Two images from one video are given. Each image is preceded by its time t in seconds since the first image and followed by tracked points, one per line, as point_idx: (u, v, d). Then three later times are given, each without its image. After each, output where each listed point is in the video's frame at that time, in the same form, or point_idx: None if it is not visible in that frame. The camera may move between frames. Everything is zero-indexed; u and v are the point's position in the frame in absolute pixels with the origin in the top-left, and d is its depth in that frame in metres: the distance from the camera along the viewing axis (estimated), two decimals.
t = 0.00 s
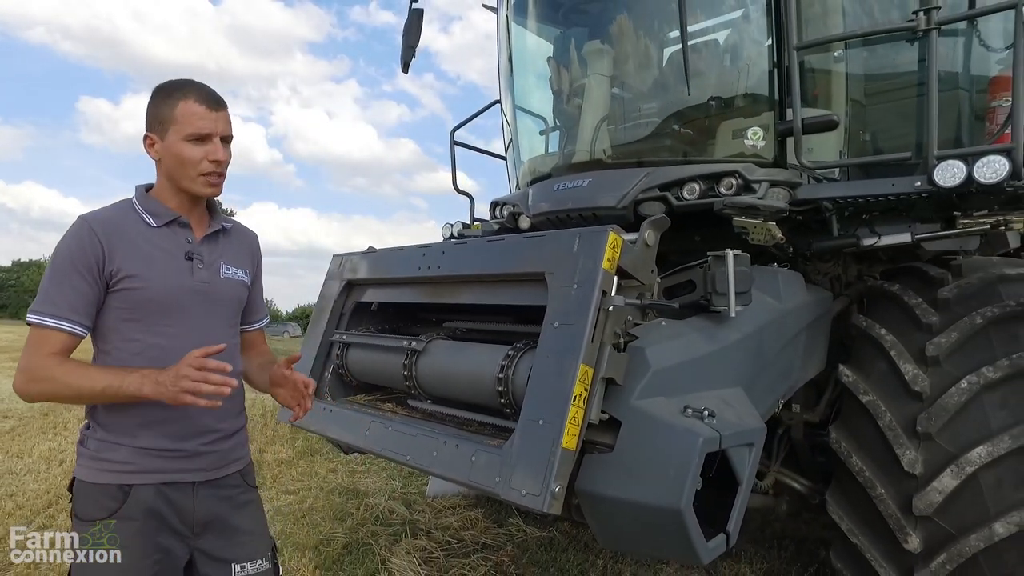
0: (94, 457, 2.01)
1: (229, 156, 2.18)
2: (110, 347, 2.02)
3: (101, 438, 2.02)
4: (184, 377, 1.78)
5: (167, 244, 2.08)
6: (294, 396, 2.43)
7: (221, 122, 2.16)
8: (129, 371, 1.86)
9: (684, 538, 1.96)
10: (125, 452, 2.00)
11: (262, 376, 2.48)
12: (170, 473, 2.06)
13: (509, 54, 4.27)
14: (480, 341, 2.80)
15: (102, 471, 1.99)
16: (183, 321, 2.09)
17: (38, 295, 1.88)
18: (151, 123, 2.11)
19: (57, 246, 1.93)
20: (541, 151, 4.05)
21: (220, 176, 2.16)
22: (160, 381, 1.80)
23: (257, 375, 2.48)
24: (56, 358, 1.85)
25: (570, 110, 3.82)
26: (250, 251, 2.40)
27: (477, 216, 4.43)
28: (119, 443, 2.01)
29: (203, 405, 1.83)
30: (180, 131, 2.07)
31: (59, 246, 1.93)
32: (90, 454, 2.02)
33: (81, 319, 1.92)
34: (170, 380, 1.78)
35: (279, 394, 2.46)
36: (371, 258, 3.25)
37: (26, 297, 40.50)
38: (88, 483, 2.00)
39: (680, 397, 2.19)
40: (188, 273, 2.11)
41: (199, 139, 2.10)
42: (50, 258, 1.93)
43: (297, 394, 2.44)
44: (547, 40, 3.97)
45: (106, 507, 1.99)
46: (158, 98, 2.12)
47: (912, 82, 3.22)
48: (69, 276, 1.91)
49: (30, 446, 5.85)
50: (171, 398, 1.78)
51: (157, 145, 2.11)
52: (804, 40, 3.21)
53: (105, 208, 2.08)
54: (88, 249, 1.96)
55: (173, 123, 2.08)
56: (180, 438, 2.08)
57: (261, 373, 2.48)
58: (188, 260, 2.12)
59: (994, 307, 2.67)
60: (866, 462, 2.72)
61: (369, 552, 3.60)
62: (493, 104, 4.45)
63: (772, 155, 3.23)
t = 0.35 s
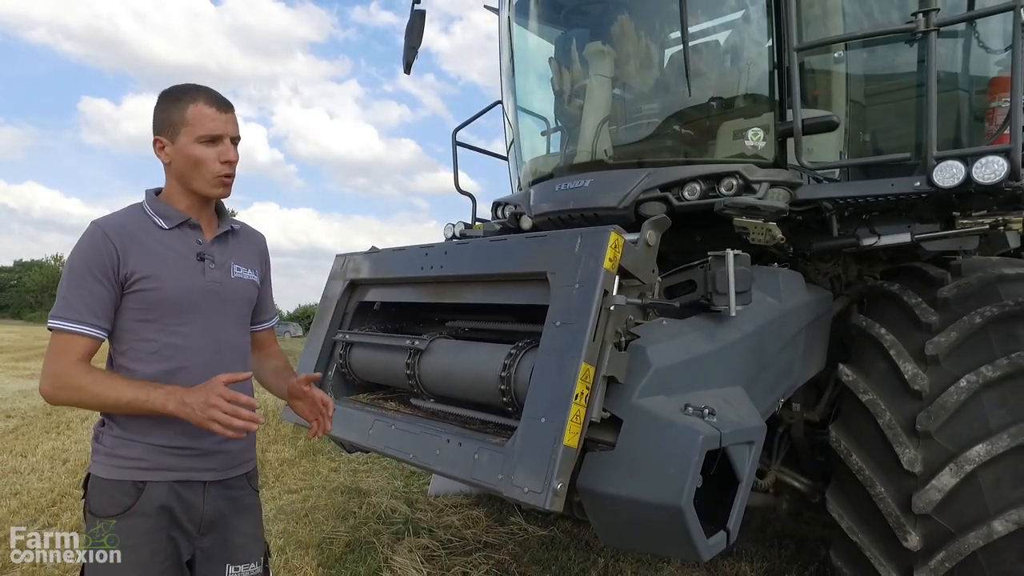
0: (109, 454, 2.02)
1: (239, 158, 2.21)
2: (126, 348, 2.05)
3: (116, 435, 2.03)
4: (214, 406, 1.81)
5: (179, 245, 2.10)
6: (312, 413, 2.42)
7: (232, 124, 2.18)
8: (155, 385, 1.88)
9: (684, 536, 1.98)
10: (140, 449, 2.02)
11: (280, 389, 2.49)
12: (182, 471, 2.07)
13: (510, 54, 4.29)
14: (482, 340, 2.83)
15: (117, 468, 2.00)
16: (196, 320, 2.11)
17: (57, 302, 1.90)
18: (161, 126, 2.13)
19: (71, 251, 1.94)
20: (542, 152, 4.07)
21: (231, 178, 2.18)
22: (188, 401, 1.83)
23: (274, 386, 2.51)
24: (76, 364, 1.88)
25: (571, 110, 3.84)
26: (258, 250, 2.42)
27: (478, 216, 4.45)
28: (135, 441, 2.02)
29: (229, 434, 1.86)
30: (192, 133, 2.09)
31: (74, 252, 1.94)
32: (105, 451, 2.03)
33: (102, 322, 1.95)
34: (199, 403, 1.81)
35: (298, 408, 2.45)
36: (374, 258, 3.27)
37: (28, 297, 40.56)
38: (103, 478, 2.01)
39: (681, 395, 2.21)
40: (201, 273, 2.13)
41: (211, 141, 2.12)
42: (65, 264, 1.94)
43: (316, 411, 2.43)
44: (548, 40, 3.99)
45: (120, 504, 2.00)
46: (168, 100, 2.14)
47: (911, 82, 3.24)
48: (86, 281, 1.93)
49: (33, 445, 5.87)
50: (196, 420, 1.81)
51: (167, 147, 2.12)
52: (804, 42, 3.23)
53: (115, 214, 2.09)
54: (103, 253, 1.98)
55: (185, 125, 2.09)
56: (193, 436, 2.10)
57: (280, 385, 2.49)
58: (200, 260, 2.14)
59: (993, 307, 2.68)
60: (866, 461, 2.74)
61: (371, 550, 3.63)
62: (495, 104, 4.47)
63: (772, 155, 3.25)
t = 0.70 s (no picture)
0: (118, 454, 2.02)
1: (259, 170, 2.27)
2: (135, 349, 2.04)
3: (125, 436, 2.03)
4: (247, 365, 1.85)
5: (191, 247, 2.12)
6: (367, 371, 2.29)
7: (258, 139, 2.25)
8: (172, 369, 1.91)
9: (680, 535, 1.99)
10: (149, 449, 2.02)
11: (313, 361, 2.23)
12: (191, 470, 2.08)
13: (510, 55, 4.30)
14: (480, 342, 2.84)
15: (126, 468, 2.00)
16: (207, 323, 2.12)
17: (74, 300, 1.88)
18: (189, 131, 2.13)
19: (85, 249, 1.93)
20: (542, 153, 4.08)
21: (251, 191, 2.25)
22: (216, 370, 1.86)
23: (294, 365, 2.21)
24: (94, 360, 1.87)
25: (570, 111, 3.85)
26: (259, 255, 2.43)
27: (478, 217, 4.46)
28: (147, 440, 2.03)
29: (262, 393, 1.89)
30: (227, 143, 2.14)
31: (89, 252, 1.93)
32: (114, 452, 2.03)
33: (118, 320, 1.95)
34: (230, 368, 1.84)
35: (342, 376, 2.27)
36: (374, 259, 3.29)
37: (30, 297, 40.62)
38: (112, 478, 2.01)
39: (677, 396, 2.22)
40: (211, 276, 2.14)
41: (243, 154, 2.18)
42: (81, 262, 1.93)
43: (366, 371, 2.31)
44: (547, 42, 4.00)
45: (130, 504, 2.00)
46: (199, 107, 2.15)
47: (909, 84, 3.25)
48: (104, 279, 1.93)
49: (35, 445, 5.89)
50: (232, 385, 1.84)
51: (196, 152, 2.13)
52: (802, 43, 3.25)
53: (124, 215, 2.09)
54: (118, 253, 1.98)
55: (221, 135, 2.13)
56: (202, 436, 2.11)
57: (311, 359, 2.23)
58: (210, 263, 2.16)
59: (991, 307, 2.69)
60: (863, 461, 2.75)
61: (371, 550, 3.64)
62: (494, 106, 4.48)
63: (769, 157, 3.27)
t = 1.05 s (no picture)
0: (123, 458, 2.02)
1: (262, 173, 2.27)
2: (140, 352, 2.03)
3: (129, 440, 2.03)
4: (268, 389, 1.86)
5: (198, 250, 2.12)
6: (354, 404, 2.15)
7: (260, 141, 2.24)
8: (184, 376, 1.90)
9: (677, 538, 1.99)
10: (154, 452, 2.02)
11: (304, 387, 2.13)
12: (194, 474, 2.08)
13: (509, 56, 4.30)
14: (479, 343, 2.83)
15: (130, 472, 2.00)
16: (213, 326, 2.11)
17: (89, 299, 1.87)
18: (191, 135, 2.13)
19: (97, 251, 1.93)
20: (542, 154, 4.08)
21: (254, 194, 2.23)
22: (236, 387, 1.87)
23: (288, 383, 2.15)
24: (108, 362, 1.85)
25: (570, 112, 3.85)
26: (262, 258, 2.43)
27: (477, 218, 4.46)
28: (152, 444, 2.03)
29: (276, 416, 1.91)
30: (227, 146, 2.13)
31: (102, 253, 1.93)
32: (118, 455, 2.03)
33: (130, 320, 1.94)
34: (250, 387, 1.86)
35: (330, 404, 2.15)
36: (373, 260, 3.29)
37: (31, 298, 40.66)
38: (117, 482, 2.01)
39: (676, 398, 2.22)
40: (219, 279, 2.14)
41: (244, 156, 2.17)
42: (94, 263, 1.91)
43: (357, 403, 2.16)
44: (547, 42, 4.00)
45: (135, 508, 2.00)
46: (200, 111, 2.15)
47: (908, 85, 3.24)
48: (117, 280, 1.93)
49: (36, 446, 5.89)
50: (250, 404, 1.85)
51: (198, 157, 2.13)
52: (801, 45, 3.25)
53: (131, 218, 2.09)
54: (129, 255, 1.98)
55: (221, 138, 2.13)
56: (206, 439, 2.11)
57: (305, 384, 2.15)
58: (217, 267, 2.15)
59: (990, 309, 2.69)
60: (862, 463, 2.75)
61: (371, 551, 3.64)
62: (494, 107, 4.48)
63: (769, 158, 3.27)
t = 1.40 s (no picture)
0: (122, 458, 2.02)
1: (262, 171, 2.26)
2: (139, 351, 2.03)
3: (128, 439, 2.03)
4: (243, 346, 1.84)
5: (196, 250, 2.11)
6: (334, 378, 2.36)
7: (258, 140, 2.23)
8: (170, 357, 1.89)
9: (676, 538, 1.99)
10: (152, 452, 2.02)
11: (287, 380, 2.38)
12: (193, 474, 2.07)
13: (509, 56, 4.29)
14: (479, 343, 2.83)
15: (129, 472, 2.00)
16: (213, 327, 2.10)
17: (82, 296, 1.88)
18: (189, 135, 2.12)
19: (92, 250, 1.94)
20: (541, 153, 4.07)
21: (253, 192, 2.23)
22: (214, 352, 1.85)
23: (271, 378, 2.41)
24: (97, 353, 1.85)
25: (570, 111, 3.85)
26: (263, 258, 2.42)
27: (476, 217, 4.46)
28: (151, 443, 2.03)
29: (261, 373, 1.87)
30: (225, 146, 2.12)
31: (97, 252, 1.94)
32: (117, 455, 2.03)
33: (124, 321, 1.93)
34: (226, 348, 1.84)
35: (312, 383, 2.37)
36: (372, 260, 3.28)
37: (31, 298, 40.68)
38: (117, 482, 2.01)
39: (674, 398, 2.21)
40: (216, 278, 2.13)
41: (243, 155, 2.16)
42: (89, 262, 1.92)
43: (335, 376, 2.36)
44: (547, 42, 4.00)
45: (133, 508, 2.00)
46: (197, 111, 2.14)
47: (908, 85, 3.24)
48: (112, 279, 1.93)
49: (36, 445, 5.89)
50: (230, 365, 1.83)
51: (196, 157, 2.12)
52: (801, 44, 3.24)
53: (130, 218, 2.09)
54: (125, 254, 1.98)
55: (219, 138, 2.12)
56: (205, 439, 2.10)
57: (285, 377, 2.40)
58: (215, 266, 2.15)
59: (990, 308, 2.68)
60: (862, 463, 2.74)
61: (370, 551, 3.63)
62: (493, 106, 4.48)
63: (769, 157, 3.27)
